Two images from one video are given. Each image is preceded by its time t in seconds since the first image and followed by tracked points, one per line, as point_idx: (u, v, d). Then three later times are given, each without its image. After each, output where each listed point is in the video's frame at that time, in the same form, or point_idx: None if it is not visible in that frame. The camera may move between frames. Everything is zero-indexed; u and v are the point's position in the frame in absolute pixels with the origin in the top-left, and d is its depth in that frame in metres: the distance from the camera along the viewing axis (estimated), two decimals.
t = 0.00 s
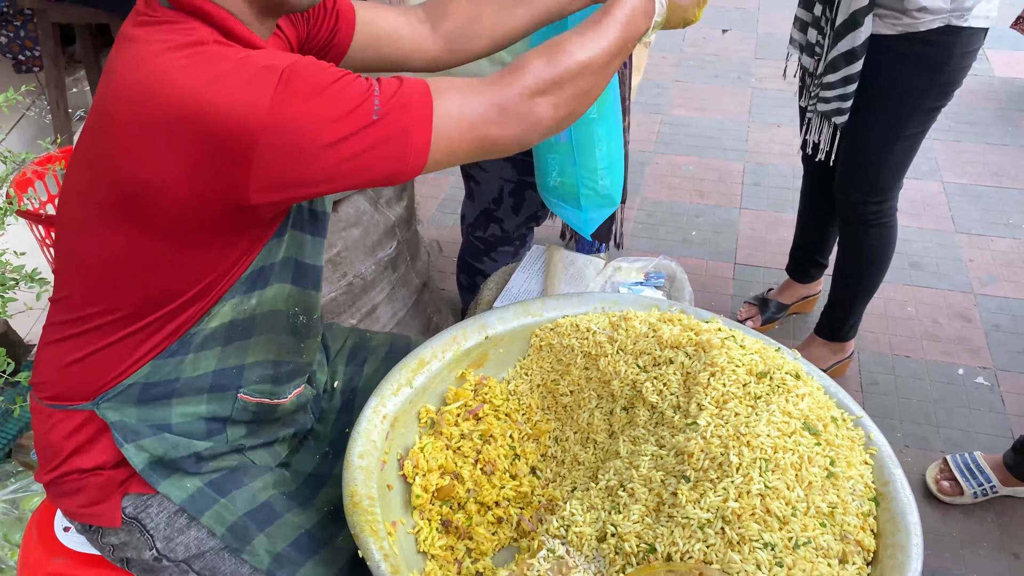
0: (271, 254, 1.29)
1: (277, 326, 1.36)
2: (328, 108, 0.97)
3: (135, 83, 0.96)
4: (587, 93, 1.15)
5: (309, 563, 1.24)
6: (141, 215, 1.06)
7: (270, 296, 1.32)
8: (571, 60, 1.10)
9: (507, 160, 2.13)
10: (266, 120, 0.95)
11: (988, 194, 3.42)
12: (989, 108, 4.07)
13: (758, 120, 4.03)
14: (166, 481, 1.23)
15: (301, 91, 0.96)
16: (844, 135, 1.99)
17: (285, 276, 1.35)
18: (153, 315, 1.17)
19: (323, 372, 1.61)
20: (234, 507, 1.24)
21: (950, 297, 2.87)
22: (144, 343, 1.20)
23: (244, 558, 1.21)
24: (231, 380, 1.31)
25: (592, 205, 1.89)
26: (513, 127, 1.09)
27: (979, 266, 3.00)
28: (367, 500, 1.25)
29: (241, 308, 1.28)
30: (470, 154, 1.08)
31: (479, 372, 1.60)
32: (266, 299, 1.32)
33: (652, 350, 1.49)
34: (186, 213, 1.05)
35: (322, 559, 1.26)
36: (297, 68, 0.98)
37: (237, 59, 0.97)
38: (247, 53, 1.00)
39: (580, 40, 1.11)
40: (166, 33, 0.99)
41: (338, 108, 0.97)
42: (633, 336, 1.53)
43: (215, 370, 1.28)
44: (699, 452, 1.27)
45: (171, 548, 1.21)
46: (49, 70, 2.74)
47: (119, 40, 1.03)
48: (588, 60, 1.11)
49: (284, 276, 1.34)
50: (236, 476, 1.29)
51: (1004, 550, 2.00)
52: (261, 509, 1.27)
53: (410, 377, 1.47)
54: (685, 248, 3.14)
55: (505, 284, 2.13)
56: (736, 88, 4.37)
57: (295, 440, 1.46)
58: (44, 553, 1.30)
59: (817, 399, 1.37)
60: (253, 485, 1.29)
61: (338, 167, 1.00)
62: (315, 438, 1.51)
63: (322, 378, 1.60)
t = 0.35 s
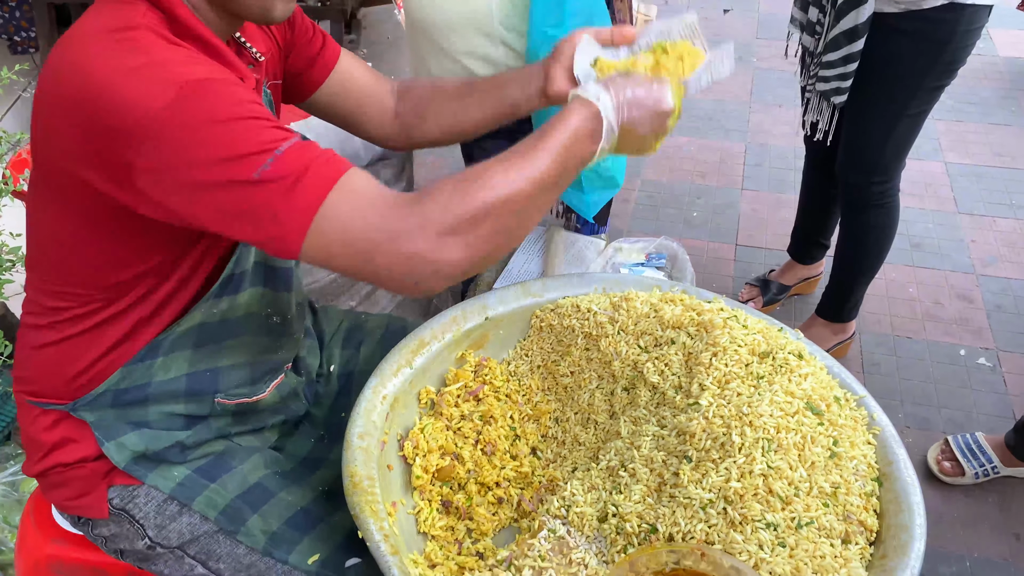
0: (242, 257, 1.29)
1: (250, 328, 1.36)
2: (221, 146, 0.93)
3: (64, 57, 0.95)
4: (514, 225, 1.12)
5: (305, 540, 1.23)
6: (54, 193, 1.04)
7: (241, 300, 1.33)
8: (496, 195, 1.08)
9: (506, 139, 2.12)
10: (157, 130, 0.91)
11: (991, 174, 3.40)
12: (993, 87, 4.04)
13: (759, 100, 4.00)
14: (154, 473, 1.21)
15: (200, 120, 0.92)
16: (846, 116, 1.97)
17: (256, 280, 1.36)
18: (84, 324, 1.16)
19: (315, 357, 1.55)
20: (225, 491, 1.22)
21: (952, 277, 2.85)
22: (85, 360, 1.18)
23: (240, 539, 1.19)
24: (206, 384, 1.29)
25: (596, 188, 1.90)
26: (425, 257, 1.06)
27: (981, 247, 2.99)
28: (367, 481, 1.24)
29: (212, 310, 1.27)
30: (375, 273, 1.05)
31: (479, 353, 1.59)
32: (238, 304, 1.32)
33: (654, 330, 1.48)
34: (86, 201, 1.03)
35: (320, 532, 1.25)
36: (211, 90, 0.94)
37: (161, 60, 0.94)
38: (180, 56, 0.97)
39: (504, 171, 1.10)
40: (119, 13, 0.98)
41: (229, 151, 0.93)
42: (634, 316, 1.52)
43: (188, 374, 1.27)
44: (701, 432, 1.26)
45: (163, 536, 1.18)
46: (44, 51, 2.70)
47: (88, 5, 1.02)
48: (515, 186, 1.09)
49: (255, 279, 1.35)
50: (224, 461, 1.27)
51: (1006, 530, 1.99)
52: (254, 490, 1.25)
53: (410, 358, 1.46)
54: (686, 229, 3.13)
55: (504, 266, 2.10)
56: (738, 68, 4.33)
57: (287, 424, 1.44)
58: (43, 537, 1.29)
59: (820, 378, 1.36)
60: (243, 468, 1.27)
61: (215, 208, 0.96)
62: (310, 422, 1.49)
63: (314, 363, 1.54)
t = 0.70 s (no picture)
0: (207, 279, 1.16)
1: (227, 350, 1.25)
2: (185, 186, 0.83)
3: (44, 63, 0.87)
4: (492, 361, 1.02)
5: (283, 541, 1.21)
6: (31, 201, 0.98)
7: (214, 322, 1.21)
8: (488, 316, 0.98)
9: (504, 121, 2.09)
10: (118, 160, 0.82)
11: (994, 155, 3.37)
12: (997, 67, 4.00)
13: (761, 81, 3.97)
14: (127, 478, 1.18)
15: (165, 156, 0.82)
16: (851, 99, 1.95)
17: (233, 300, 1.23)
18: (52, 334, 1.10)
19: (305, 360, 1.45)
20: (199, 495, 1.19)
21: (955, 259, 2.83)
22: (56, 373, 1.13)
23: (216, 544, 1.17)
24: (176, 404, 1.20)
25: (611, 167, 1.98)
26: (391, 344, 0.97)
27: (984, 228, 2.96)
28: (366, 465, 1.23)
29: (179, 333, 1.17)
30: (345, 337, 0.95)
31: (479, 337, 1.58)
32: (210, 325, 1.21)
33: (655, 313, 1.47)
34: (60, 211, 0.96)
35: (297, 533, 1.23)
36: (188, 124, 0.84)
37: (137, 79, 0.84)
38: (163, 77, 0.87)
39: (515, 303, 0.99)
40: (109, 21, 0.90)
41: (194, 192, 0.83)
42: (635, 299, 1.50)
43: (156, 393, 1.18)
44: (702, 415, 1.24)
45: (138, 541, 1.17)
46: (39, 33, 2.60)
47: (90, 5, 0.95)
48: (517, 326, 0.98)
49: (229, 301, 1.22)
50: (196, 462, 1.22)
51: (1007, 512, 1.99)
52: (229, 492, 1.21)
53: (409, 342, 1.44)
54: (687, 211, 3.11)
55: (505, 246, 2.05)
56: (740, 48, 4.29)
57: (274, 425, 1.37)
58: (38, 523, 1.28)
59: (823, 360, 1.35)
60: (218, 468, 1.23)
61: (177, 248, 0.86)
62: (304, 417, 1.44)
63: (303, 367, 1.44)
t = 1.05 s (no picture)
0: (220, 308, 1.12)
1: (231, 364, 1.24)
2: (192, 252, 0.79)
3: (60, 94, 0.83)
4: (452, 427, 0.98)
5: (286, 545, 1.20)
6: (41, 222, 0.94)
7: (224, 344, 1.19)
8: (450, 388, 0.94)
9: (504, 108, 2.08)
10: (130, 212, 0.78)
11: (993, 141, 3.36)
12: (997, 53, 3.98)
13: (760, 67, 3.95)
14: (128, 482, 1.16)
15: (176, 220, 0.78)
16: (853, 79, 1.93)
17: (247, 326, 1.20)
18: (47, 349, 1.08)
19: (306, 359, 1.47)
20: (201, 500, 1.18)
21: (954, 246, 2.83)
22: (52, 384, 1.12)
23: (218, 548, 1.16)
24: (182, 418, 1.20)
25: (608, 149, 1.98)
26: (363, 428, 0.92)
27: (983, 215, 2.96)
28: (362, 453, 1.24)
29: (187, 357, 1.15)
30: (327, 423, 0.90)
31: (475, 325, 1.57)
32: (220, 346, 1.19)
33: (651, 300, 1.47)
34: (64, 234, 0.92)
35: (299, 537, 1.22)
36: (202, 186, 0.80)
37: (158, 127, 0.80)
38: (182, 125, 0.83)
39: (484, 372, 0.95)
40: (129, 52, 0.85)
41: (200, 259, 0.79)
42: (631, 287, 1.50)
43: (163, 408, 1.17)
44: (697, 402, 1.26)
45: (139, 544, 1.14)
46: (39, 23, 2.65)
47: (112, 25, 0.90)
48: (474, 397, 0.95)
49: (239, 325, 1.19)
50: (199, 466, 1.21)
51: (1003, 498, 1.99)
52: (229, 496, 1.20)
53: (406, 329, 1.45)
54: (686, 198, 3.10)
55: (502, 235, 2.04)
56: (738, 34, 4.27)
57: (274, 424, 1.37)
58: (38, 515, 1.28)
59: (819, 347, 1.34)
60: (218, 471, 1.22)
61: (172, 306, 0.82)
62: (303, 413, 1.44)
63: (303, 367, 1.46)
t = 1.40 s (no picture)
0: (175, 307, 1.13)
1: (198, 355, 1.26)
2: None
3: None
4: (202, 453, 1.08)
5: (266, 532, 1.19)
6: None
7: (189, 341, 1.20)
8: (149, 434, 1.04)
9: (504, 100, 2.07)
10: None
11: (993, 133, 3.36)
12: (998, 45, 3.97)
13: (760, 59, 3.94)
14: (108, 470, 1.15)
15: None
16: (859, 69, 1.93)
17: (202, 318, 1.21)
18: None
19: (291, 346, 1.50)
20: (181, 489, 1.19)
21: (953, 238, 2.83)
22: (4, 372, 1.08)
23: (198, 536, 1.14)
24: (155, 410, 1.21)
25: (612, 141, 1.96)
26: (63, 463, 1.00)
27: (983, 207, 2.96)
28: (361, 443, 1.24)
29: (156, 362, 1.16)
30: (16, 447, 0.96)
31: (474, 316, 1.57)
32: (185, 346, 1.20)
33: (649, 291, 1.47)
34: None
35: (281, 523, 1.21)
36: (22, 200, 0.84)
37: (22, 127, 0.85)
38: (52, 126, 0.88)
39: (153, 420, 1.05)
40: (29, 36, 0.91)
41: None
42: (630, 278, 1.51)
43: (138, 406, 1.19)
44: (695, 393, 1.27)
45: (122, 533, 1.14)
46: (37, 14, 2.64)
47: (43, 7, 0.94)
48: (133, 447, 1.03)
49: (201, 319, 1.21)
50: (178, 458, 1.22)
51: (1001, 489, 2.00)
52: (209, 485, 1.22)
53: (403, 321, 1.45)
54: (685, 190, 3.10)
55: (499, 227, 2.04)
56: (739, 26, 4.26)
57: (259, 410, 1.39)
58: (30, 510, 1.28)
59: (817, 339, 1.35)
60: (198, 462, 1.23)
61: None
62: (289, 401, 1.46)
63: (288, 351, 1.48)
